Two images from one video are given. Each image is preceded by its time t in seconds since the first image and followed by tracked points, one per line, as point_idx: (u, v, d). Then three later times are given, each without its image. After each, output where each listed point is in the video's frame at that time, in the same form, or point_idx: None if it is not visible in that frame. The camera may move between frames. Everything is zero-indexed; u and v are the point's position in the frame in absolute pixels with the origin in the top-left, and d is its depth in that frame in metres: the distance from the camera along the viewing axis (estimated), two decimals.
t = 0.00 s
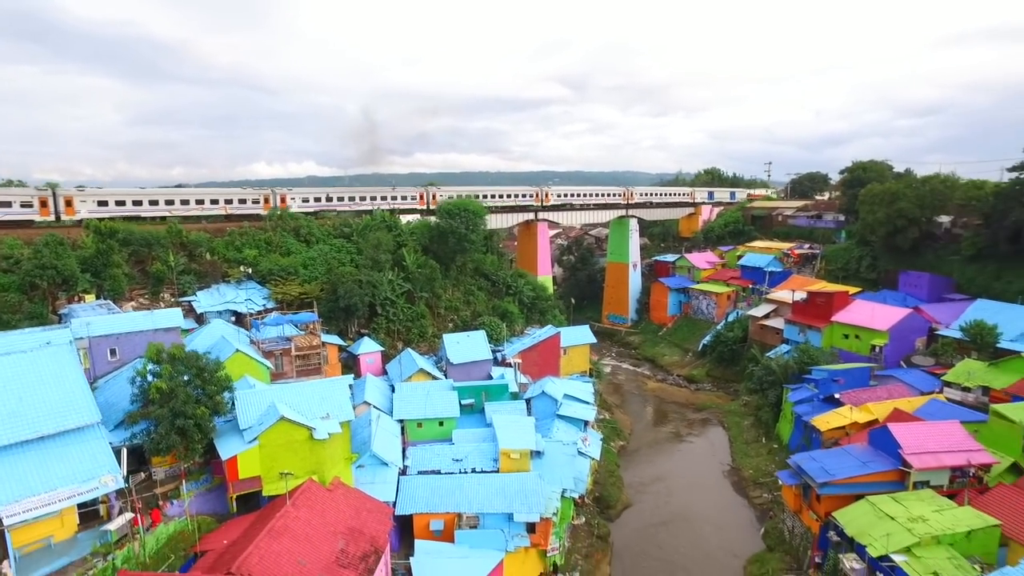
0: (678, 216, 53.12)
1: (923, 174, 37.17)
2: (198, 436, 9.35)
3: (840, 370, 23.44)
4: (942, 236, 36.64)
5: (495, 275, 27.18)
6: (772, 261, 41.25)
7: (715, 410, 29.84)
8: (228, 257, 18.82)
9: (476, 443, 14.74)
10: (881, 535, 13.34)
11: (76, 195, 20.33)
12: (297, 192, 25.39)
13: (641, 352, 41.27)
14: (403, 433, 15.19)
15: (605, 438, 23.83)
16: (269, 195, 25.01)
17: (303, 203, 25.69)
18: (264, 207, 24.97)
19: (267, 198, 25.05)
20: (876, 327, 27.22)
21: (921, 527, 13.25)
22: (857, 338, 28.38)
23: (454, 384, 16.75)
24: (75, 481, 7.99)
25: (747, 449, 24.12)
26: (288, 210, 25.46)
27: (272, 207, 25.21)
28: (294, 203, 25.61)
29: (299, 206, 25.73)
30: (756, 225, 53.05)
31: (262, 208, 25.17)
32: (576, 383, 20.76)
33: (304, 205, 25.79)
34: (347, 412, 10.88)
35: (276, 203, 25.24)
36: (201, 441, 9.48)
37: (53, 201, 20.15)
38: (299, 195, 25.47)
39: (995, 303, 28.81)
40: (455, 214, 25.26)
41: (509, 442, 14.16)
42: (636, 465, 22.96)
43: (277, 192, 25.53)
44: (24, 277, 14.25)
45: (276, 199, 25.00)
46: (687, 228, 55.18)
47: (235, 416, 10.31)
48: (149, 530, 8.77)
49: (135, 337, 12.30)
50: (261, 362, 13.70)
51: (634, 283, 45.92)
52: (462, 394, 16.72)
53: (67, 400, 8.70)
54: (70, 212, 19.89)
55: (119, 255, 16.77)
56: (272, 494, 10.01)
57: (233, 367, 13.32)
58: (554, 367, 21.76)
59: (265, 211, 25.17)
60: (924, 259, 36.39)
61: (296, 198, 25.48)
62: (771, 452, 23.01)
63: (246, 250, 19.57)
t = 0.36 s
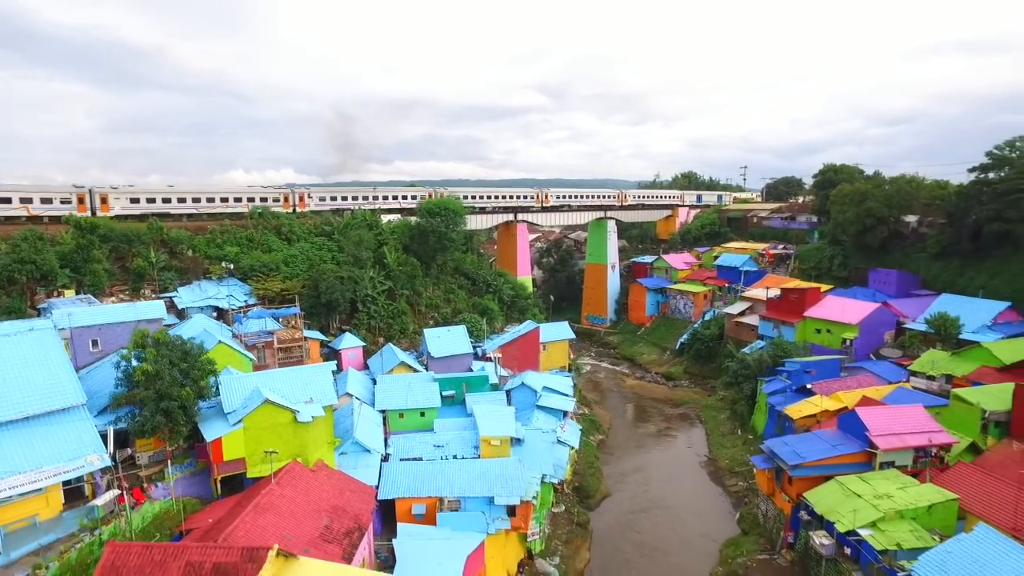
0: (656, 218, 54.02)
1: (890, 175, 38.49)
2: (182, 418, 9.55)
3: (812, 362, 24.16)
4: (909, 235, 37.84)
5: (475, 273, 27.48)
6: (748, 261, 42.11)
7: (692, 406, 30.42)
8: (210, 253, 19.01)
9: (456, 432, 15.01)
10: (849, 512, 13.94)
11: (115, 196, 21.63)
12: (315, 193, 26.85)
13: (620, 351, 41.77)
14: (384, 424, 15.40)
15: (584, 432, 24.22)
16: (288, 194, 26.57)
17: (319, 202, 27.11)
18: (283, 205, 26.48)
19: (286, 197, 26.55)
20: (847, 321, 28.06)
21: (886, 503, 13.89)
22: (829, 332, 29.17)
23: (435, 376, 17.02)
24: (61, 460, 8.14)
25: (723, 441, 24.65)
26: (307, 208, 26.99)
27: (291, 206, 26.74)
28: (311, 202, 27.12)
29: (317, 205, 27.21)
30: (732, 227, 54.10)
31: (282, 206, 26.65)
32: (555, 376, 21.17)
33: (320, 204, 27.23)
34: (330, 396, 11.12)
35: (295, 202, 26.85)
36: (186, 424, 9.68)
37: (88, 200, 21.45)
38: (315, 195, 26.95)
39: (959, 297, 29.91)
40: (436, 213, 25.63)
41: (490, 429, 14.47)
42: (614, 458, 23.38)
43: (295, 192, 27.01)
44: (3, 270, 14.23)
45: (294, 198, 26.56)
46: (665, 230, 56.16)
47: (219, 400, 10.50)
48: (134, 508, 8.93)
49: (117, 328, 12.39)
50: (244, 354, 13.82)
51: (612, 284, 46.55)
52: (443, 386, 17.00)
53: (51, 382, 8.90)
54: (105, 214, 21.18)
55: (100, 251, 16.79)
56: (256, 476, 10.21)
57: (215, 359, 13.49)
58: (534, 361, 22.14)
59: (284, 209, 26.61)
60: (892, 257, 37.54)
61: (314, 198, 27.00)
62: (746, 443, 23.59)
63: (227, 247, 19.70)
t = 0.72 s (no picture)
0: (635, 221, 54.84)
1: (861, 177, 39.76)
2: (168, 403, 9.74)
3: (786, 355, 24.82)
4: (880, 235, 39.02)
5: (457, 273, 27.77)
6: (725, 262, 42.92)
7: (671, 403, 30.95)
8: (193, 251, 19.12)
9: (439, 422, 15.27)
10: (820, 492, 14.44)
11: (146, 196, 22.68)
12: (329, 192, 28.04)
13: (601, 351, 42.23)
14: (367, 416, 15.60)
15: (565, 427, 24.56)
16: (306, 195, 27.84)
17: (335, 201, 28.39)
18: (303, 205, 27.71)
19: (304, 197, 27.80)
20: (820, 317, 28.85)
21: (855, 484, 14.38)
22: (803, 328, 29.90)
23: (417, 369, 17.27)
24: (48, 441, 8.29)
25: (701, 435, 25.17)
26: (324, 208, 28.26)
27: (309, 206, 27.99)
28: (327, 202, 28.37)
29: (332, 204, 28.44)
30: (710, 229, 55.07)
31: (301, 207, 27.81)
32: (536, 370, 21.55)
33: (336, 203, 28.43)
34: (315, 383, 11.37)
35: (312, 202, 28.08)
36: (172, 408, 9.88)
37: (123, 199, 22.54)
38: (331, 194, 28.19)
39: (927, 293, 30.91)
40: (417, 213, 25.93)
41: (472, 419, 14.78)
42: (594, 453, 23.73)
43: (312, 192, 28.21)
44: None
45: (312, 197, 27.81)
46: (644, 233, 57.04)
47: (205, 386, 10.72)
48: (122, 489, 9.16)
49: (101, 321, 12.49)
50: (228, 348, 13.81)
51: (592, 286, 47.09)
52: (425, 379, 17.26)
53: (38, 367, 9.06)
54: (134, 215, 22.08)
55: (80, 248, 16.83)
56: (241, 460, 10.41)
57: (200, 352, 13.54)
58: (514, 357, 22.45)
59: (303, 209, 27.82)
60: (864, 256, 38.62)
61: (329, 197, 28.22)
62: (723, 436, 24.13)
63: (209, 245, 19.81)
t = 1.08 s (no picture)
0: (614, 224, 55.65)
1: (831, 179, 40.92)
2: (152, 390, 9.87)
3: (760, 350, 25.48)
4: (851, 236, 39.98)
5: (437, 273, 28.02)
6: (701, 263, 43.77)
7: (649, 400, 31.46)
8: (173, 249, 19.19)
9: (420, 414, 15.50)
10: (790, 476, 14.96)
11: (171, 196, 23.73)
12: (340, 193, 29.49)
13: (580, 352, 42.70)
14: (349, 410, 15.78)
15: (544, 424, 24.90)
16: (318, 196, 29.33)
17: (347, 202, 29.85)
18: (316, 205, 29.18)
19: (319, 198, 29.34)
20: (793, 314, 29.64)
21: (824, 467, 14.91)
22: (777, 325, 30.62)
23: (398, 364, 17.49)
24: (31, 426, 8.43)
25: (678, 429, 25.68)
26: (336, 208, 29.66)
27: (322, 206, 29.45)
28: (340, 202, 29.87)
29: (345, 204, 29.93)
30: (687, 232, 55.99)
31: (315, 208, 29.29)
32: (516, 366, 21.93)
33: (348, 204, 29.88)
34: (297, 371, 11.57)
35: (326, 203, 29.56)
36: (156, 395, 10.03)
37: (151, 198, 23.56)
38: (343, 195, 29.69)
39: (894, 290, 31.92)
40: (397, 213, 26.16)
41: (452, 410, 15.05)
42: (573, 448, 24.09)
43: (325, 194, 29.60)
44: None
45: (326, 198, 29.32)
46: (622, 236, 57.90)
47: (188, 376, 10.92)
48: (106, 473, 9.28)
49: (81, 315, 12.54)
50: (210, 342, 13.83)
51: (571, 288, 47.64)
52: (406, 373, 17.49)
53: (21, 355, 9.20)
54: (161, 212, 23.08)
55: (59, 245, 16.84)
56: (224, 447, 10.59)
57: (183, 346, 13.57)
58: (494, 354, 22.73)
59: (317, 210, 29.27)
60: (835, 256, 39.69)
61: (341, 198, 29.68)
62: (700, 429, 24.66)
63: (190, 243, 19.89)
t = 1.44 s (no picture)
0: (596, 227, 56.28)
1: (807, 182, 41.88)
2: (139, 377, 10.06)
3: (738, 347, 26.05)
4: (828, 237, 41.02)
5: (420, 273, 28.26)
6: (682, 264, 44.45)
7: (631, 398, 31.91)
8: (157, 247, 19.31)
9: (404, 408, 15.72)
10: (766, 462, 15.40)
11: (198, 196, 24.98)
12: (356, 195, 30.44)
13: (563, 352, 43.07)
14: (333, 403, 15.96)
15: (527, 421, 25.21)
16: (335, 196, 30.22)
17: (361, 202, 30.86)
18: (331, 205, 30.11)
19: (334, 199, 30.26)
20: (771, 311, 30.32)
21: (799, 454, 15.38)
22: (756, 323, 31.31)
23: (383, 359, 17.71)
24: (21, 409, 8.62)
25: (659, 425, 26.12)
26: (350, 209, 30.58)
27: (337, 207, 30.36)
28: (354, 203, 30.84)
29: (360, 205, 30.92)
30: (668, 234, 56.78)
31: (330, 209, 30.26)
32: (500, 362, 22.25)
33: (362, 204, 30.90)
34: (284, 361, 11.83)
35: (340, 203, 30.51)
36: (143, 382, 10.21)
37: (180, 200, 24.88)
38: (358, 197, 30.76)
39: (867, 288, 32.79)
40: (381, 214, 26.36)
41: (436, 402, 15.31)
42: (556, 445, 24.41)
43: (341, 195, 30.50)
44: None
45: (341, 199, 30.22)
46: (605, 239, 58.58)
47: (175, 364, 11.14)
48: (94, 456, 9.44)
49: (65, 309, 12.65)
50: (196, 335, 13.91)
51: (554, 290, 48.09)
52: (391, 368, 17.73)
53: (9, 343, 9.40)
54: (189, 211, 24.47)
55: (41, 242, 16.87)
56: (210, 434, 10.83)
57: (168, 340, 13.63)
58: (477, 351, 23.15)
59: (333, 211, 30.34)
60: (813, 256, 40.59)
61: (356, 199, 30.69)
62: (680, 424, 25.13)
63: (174, 242, 20.00)
